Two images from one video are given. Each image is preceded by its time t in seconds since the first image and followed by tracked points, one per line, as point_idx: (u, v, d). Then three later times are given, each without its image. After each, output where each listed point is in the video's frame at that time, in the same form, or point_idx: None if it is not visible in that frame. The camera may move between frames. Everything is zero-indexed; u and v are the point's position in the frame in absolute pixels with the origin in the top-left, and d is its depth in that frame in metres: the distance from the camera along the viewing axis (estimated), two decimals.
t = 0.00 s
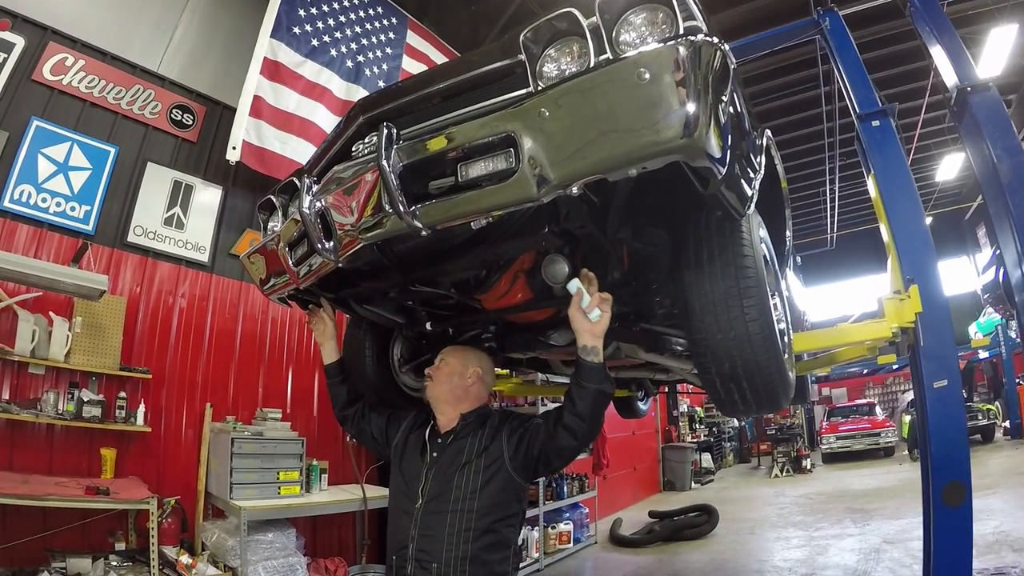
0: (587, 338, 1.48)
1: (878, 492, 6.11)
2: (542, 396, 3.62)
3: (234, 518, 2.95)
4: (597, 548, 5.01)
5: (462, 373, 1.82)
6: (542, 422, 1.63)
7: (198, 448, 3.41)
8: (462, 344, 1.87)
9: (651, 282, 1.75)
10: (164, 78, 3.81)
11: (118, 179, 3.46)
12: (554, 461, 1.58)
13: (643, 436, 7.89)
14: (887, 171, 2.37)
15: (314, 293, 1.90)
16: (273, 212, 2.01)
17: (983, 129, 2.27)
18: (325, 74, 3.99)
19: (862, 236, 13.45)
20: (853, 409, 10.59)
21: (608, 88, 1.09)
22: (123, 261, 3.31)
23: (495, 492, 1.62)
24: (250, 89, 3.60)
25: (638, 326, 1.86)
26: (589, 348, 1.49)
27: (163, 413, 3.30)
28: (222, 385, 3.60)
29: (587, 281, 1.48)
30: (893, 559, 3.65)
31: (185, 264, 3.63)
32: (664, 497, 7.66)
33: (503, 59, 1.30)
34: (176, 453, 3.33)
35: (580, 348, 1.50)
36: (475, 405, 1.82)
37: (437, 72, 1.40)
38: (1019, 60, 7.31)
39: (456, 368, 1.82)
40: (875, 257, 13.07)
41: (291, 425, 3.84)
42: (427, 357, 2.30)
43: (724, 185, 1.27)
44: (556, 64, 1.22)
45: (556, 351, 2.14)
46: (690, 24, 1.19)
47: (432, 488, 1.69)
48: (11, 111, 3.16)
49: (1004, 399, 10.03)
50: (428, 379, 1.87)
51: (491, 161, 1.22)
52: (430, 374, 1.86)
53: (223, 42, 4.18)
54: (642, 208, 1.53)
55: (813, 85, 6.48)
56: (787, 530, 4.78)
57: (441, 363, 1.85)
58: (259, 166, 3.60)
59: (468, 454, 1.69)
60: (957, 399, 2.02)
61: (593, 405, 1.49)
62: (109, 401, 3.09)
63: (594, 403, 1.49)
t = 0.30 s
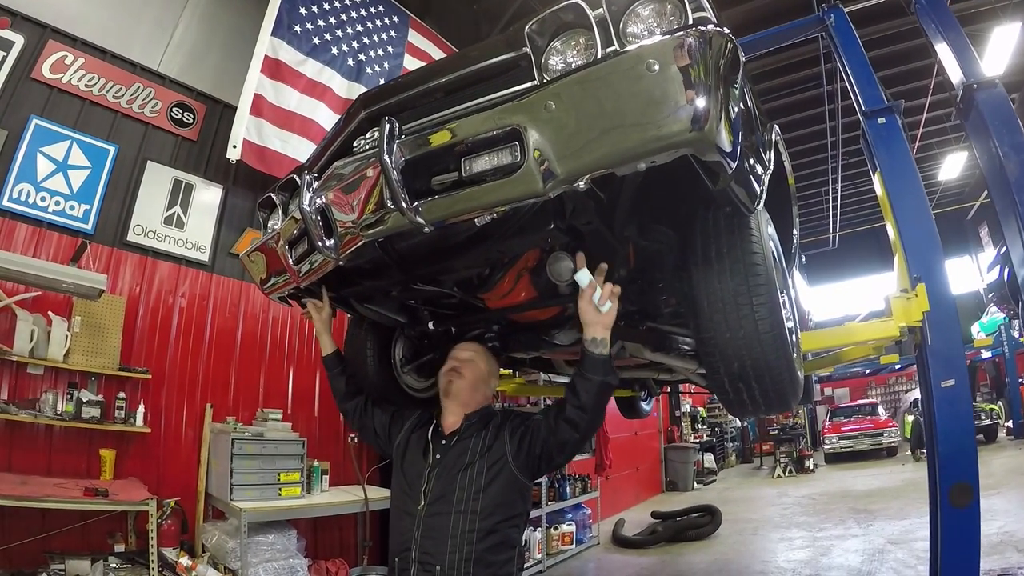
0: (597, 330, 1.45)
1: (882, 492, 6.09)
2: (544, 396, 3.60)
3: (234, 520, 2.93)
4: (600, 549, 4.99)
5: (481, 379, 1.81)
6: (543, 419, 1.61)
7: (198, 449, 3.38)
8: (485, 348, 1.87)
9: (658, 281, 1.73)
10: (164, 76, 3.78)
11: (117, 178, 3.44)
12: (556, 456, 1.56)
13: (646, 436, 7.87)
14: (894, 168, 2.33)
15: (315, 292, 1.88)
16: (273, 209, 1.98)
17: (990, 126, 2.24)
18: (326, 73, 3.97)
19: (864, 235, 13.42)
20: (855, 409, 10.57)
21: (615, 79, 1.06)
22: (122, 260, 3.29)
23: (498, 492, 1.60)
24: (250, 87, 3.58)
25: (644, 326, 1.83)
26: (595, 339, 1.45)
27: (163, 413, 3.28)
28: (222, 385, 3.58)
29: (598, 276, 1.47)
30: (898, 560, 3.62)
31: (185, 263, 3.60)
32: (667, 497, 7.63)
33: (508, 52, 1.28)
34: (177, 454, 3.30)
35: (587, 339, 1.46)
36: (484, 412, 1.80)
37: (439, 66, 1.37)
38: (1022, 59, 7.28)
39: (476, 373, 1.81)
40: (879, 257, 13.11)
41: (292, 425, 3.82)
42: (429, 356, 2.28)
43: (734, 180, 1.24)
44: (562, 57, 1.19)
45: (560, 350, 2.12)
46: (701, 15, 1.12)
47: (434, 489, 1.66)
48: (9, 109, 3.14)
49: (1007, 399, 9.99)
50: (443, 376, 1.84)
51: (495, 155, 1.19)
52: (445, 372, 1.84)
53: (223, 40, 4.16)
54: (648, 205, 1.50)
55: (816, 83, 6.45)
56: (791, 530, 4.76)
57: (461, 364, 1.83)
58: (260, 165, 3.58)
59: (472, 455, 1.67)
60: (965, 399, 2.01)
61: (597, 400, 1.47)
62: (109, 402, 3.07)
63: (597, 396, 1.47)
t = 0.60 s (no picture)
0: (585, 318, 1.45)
1: (882, 492, 6.09)
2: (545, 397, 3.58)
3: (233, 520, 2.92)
4: (600, 549, 4.98)
5: (496, 389, 1.81)
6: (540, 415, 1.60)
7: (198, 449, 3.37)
8: (500, 358, 1.87)
9: (660, 281, 1.72)
10: (163, 75, 3.76)
11: (117, 177, 3.43)
12: (555, 452, 1.56)
13: (646, 437, 7.86)
14: (896, 168, 2.30)
15: (314, 292, 1.87)
16: (273, 209, 1.97)
17: (992, 125, 2.22)
18: (326, 72, 3.96)
19: (864, 235, 13.42)
20: (856, 409, 10.55)
21: (617, 76, 1.04)
22: (121, 259, 3.28)
23: (499, 492, 1.59)
24: (250, 87, 3.57)
25: (646, 326, 1.82)
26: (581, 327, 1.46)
27: (162, 413, 3.27)
28: (222, 385, 3.57)
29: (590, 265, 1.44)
30: (899, 560, 3.61)
31: (185, 263, 3.59)
32: (668, 497, 7.63)
33: (508, 50, 1.26)
34: (177, 454, 3.30)
35: (575, 328, 1.47)
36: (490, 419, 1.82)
37: (439, 64, 1.36)
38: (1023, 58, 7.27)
39: (493, 383, 1.81)
40: (880, 257, 13.13)
41: (292, 425, 3.81)
42: (428, 357, 2.24)
43: (736, 178, 1.23)
44: (563, 55, 1.17)
45: (561, 351, 2.11)
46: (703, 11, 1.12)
47: (435, 489, 1.65)
48: (8, 108, 3.13)
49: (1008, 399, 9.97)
50: (460, 379, 1.81)
51: (496, 154, 1.17)
52: (462, 376, 1.81)
53: (222, 39, 4.14)
54: (650, 205, 1.49)
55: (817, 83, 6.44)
56: (792, 531, 4.75)
57: (481, 372, 1.82)
58: (259, 164, 3.57)
59: (473, 455, 1.66)
60: (968, 399, 1.97)
61: (588, 388, 1.48)
62: (108, 402, 3.06)
63: (590, 384, 1.49)
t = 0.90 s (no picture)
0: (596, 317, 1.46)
1: (882, 492, 6.10)
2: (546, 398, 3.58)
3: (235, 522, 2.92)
4: (601, 549, 4.99)
5: (499, 389, 1.82)
6: (545, 414, 1.60)
7: (200, 450, 3.37)
8: (502, 358, 1.87)
9: (664, 282, 1.72)
10: (165, 76, 3.76)
11: (118, 178, 3.43)
12: (561, 450, 1.56)
13: (647, 437, 7.86)
14: (897, 169, 2.29)
15: (317, 293, 1.87)
16: (275, 210, 1.96)
17: (993, 127, 2.23)
18: (327, 73, 3.95)
19: (864, 236, 13.42)
20: (856, 409, 10.56)
21: (623, 79, 1.05)
22: (123, 260, 3.28)
23: (504, 491, 1.59)
24: (251, 88, 3.57)
25: (649, 328, 1.82)
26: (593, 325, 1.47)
27: (164, 413, 3.27)
28: (223, 385, 3.56)
29: (608, 263, 1.44)
30: (900, 560, 3.61)
31: (186, 264, 3.59)
32: (668, 497, 7.63)
33: (514, 52, 1.26)
34: (178, 455, 3.30)
35: (587, 326, 1.48)
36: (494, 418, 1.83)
37: (443, 66, 1.35)
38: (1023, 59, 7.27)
39: (496, 383, 1.82)
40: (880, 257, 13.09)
41: (293, 425, 3.81)
42: (432, 358, 2.27)
43: (741, 181, 1.23)
44: (568, 56, 1.16)
45: (564, 352, 2.11)
46: (707, 15, 1.13)
47: (441, 490, 1.65)
48: (10, 108, 3.13)
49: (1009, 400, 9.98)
50: (462, 380, 1.80)
51: (501, 156, 1.17)
52: (463, 376, 1.81)
53: (224, 39, 4.14)
54: (653, 207, 1.49)
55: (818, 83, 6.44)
56: (793, 531, 4.76)
57: (483, 373, 1.82)
58: (260, 165, 3.56)
59: (478, 456, 1.66)
60: (969, 399, 1.97)
61: (595, 385, 1.48)
62: (109, 403, 3.06)
63: (598, 382, 1.48)
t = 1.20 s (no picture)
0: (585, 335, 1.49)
1: (882, 492, 6.10)
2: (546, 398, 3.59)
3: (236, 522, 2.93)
4: (602, 549, 4.99)
5: (497, 387, 1.83)
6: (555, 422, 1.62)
7: (200, 450, 3.38)
8: (496, 354, 1.89)
9: (665, 283, 1.73)
10: (165, 76, 3.76)
11: (119, 178, 3.43)
12: (569, 460, 1.57)
13: (647, 437, 7.86)
14: (897, 169, 2.29)
15: (317, 294, 1.88)
16: (276, 210, 1.96)
17: (993, 128, 2.23)
18: (328, 73, 3.96)
19: (864, 236, 13.43)
20: (856, 409, 10.56)
21: (624, 80, 1.05)
22: (124, 260, 3.28)
23: (510, 496, 1.60)
24: (251, 88, 3.57)
25: (650, 328, 1.82)
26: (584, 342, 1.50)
27: (165, 414, 3.27)
28: (223, 386, 3.56)
29: (575, 282, 1.48)
30: (900, 560, 3.62)
31: (187, 264, 3.59)
32: (668, 498, 7.63)
33: (515, 53, 1.27)
34: (179, 455, 3.30)
35: (579, 347, 1.51)
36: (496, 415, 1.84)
37: (445, 67, 1.35)
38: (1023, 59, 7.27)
39: (493, 381, 1.83)
40: (880, 257, 13.12)
41: (294, 426, 3.81)
42: (433, 358, 2.29)
43: (741, 182, 1.23)
44: (569, 58, 1.16)
45: (565, 352, 2.11)
46: (708, 16, 1.13)
47: (446, 493, 1.66)
48: (10, 109, 3.13)
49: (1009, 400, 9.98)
50: (460, 383, 1.81)
51: (502, 157, 1.17)
52: (461, 377, 1.82)
53: (224, 39, 4.14)
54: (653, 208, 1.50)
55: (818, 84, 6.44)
56: (793, 531, 4.76)
57: (480, 372, 1.83)
58: (261, 165, 3.57)
59: (483, 460, 1.66)
60: (969, 399, 1.97)
61: (603, 399, 1.52)
62: (110, 403, 3.07)
63: (603, 399, 1.52)
